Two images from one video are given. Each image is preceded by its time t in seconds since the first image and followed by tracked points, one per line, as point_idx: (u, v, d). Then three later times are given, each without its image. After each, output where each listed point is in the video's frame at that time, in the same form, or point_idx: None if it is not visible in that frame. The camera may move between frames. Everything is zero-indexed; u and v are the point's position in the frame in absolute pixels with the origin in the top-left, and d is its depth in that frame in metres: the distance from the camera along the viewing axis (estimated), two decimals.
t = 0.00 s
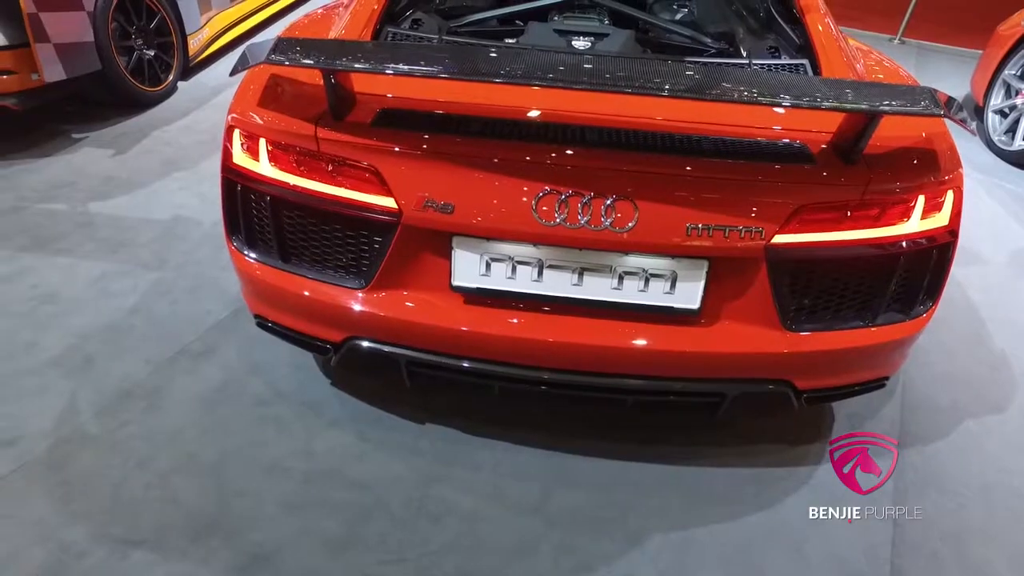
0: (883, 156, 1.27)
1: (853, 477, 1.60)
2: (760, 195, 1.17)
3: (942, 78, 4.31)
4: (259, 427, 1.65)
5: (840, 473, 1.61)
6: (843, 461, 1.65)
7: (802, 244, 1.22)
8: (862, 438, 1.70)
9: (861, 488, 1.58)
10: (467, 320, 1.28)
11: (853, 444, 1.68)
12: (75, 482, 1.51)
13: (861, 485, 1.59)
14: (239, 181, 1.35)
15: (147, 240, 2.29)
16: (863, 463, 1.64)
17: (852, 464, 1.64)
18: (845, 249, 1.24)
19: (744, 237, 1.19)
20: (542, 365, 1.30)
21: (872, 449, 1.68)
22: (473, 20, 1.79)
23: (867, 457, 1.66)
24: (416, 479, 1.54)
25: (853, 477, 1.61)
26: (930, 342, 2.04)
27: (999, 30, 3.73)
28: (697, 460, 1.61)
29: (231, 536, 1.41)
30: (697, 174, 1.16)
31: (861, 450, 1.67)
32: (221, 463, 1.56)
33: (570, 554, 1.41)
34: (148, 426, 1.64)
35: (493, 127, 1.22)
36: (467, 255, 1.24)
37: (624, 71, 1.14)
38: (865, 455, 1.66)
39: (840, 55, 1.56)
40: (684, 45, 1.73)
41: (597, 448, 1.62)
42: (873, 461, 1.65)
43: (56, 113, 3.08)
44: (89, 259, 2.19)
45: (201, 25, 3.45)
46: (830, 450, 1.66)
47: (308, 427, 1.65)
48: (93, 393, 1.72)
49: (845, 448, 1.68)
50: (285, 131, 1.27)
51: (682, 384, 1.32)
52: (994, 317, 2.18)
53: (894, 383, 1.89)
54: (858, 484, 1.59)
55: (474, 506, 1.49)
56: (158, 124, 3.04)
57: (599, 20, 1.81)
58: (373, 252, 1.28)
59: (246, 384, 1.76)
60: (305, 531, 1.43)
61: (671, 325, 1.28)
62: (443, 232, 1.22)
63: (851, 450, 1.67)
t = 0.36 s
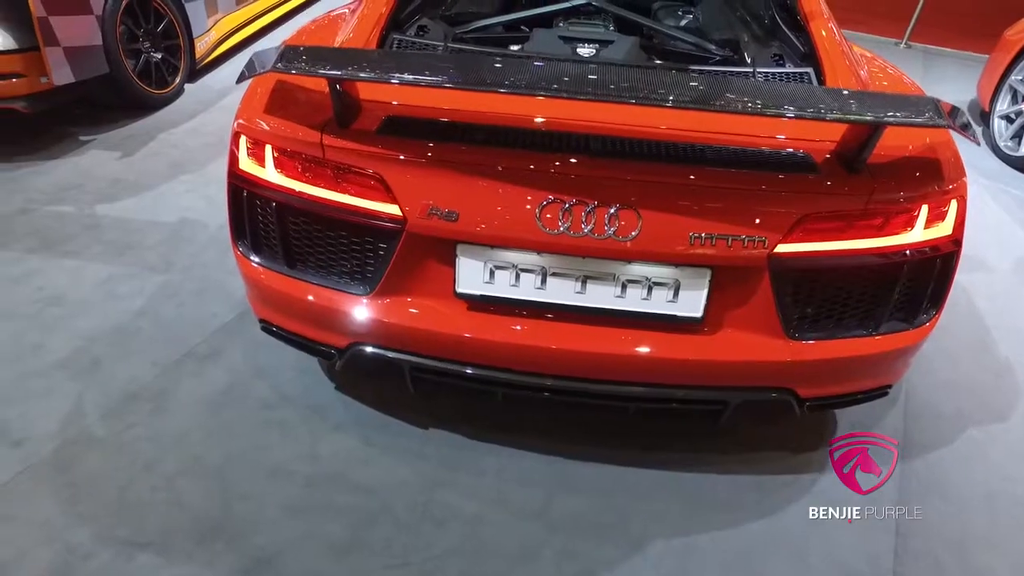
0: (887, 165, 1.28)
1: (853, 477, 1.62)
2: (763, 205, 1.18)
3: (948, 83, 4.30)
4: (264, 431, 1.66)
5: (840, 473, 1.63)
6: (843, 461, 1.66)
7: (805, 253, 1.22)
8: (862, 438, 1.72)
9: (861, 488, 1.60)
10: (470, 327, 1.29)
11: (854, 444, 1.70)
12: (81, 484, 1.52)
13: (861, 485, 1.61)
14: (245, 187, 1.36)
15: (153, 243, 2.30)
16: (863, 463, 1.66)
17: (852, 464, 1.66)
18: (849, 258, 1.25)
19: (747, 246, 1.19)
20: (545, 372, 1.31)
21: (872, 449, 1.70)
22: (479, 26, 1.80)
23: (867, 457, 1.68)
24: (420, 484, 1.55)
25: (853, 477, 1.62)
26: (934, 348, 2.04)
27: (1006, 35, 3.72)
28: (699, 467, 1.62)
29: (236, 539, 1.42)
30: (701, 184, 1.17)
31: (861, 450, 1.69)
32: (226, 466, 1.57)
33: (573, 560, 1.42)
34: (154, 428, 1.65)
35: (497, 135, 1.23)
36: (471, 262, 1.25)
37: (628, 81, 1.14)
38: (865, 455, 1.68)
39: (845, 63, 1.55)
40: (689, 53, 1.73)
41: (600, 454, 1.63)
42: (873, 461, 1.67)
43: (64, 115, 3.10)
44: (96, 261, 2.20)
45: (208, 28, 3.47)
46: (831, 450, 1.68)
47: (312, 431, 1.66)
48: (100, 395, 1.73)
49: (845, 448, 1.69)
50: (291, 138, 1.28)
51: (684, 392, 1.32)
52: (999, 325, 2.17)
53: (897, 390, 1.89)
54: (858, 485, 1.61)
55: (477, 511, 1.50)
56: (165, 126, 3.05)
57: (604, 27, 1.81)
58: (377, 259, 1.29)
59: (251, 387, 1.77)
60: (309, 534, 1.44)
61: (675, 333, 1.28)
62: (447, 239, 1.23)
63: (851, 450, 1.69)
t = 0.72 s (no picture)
0: (889, 175, 1.28)
1: (853, 477, 1.64)
2: (766, 216, 1.18)
3: (950, 87, 4.30)
4: (266, 437, 1.66)
5: (840, 473, 1.65)
6: (843, 461, 1.68)
7: (808, 264, 1.22)
8: (862, 438, 1.74)
9: (861, 488, 1.61)
10: (472, 337, 1.29)
11: (854, 444, 1.72)
12: (83, 491, 1.52)
13: (861, 485, 1.62)
14: (248, 195, 1.37)
15: (156, 247, 2.30)
16: (863, 463, 1.68)
17: (852, 464, 1.67)
18: (851, 268, 1.25)
19: (750, 257, 1.19)
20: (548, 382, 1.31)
21: (872, 448, 1.71)
22: (483, 34, 1.79)
23: (867, 457, 1.69)
24: (421, 491, 1.55)
25: (853, 477, 1.64)
26: (936, 355, 2.04)
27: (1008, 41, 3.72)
28: (700, 475, 1.62)
29: (237, 547, 1.42)
30: (703, 195, 1.17)
31: (861, 450, 1.70)
32: (227, 473, 1.57)
33: (573, 568, 1.41)
34: (156, 435, 1.65)
35: (499, 146, 1.23)
36: (473, 272, 1.25)
37: (630, 93, 1.14)
38: (865, 455, 1.70)
39: (850, 72, 1.54)
40: (692, 59, 1.73)
41: (601, 462, 1.63)
42: (873, 461, 1.68)
43: (67, 119, 3.10)
44: (99, 266, 2.21)
45: (211, 31, 3.47)
46: (831, 451, 1.69)
47: (313, 438, 1.66)
48: (102, 401, 1.74)
49: (845, 448, 1.71)
50: (293, 147, 1.28)
51: (685, 402, 1.32)
52: (1002, 331, 2.17)
53: (900, 398, 1.88)
54: (858, 484, 1.62)
55: (478, 519, 1.50)
56: (167, 130, 3.06)
57: (608, 34, 1.82)
58: (380, 269, 1.29)
59: (253, 393, 1.78)
60: (310, 542, 1.44)
61: (677, 344, 1.28)
62: (449, 249, 1.23)
63: (851, 450, 1.70)
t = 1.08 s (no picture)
0: (892, 193, 1.27)
1: (853, 477, 1.67)
2: (768, 234, 1.17)
3: (950, 98, 4.31)
4: (267, 454, 1.65)
5: (840, 474, 1.67)
6: (844, 461, 1.70)
7: (812, 282, 1.22)
8: (862, 437, 1.76)
9: (861, 488, 1.64)
10: (474, 355, 1.28)
11: (854, 444, 1.74)
12: (83, 508, 1.51)
13: (860, 485, 1.65)
14: (251, 212, 1.36)
15: (157, 260, 2.30)
16: (863, 463, 1.71)
17: (852, 464, 1.70)
18: (855, 287, 1.24)
19: (754, 275, 1.18)
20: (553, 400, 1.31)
21: (872, 448, 1.74)
22: (485, 49, 1.79)
23: (867, 457, 1.72)
24: (423, 508, 1.54)
25: (853, 477, 1.67)
26: (940, 369, 2.03)
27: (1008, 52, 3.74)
28: (704, 491, 1.61)
29: (238, 566, 1.41)
30: (706, 214, 1.17)
31: (861, 450, 1.73)
32: (228, 491, 1.56)
33: None
34: (156, 452, 1.64)
35: (502, 164, 1.23)
36: (476, 291, 1.24)
37: (630, 113, 1.14)
38: (865, 455, 1.73)
39: (854, 89, 1.52)
40: (694, 74, 1.74)
41: (604, 479, 1.62)
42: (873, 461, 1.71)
43: (69, 130, 3.10)
44: (100, 280, 2.20)
45: (213, 43, 3.48)
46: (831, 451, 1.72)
47: (314, 455, 1.65)
48: (102, 417, 1.73)
49: (845, 448, 1.73)
50: (296, 164, 1.28)
51: (689, 420, 1.31)
52: (1005, 345, 2.16)
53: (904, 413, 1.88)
54: (858, 484, 1.66)
55: (480, 537, 1.49)
56: (169, 142, 3.06)
57: (610, 49, 1.82)
58: (383, 286, 1.29)
59: (254, 409, 1.77)
60: (311, 561, 1.43)
61: (682, 362, 1.28)
62: (452, 268, 1.22)
63: (851, 450, 1.73)
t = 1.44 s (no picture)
0: (892, 217, 1.28)
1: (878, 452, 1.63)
2: (770, 259, 1.17)
3: (946, 118, 4.35)
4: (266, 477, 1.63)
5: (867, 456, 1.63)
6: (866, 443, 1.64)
7: (814, 307, 1.22)
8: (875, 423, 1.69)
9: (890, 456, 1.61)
10: (476, 380, 1.28)
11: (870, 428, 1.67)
12: (80, 534, 1.50)
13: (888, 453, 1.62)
14: (252, 235, 1.37)
15: (158, 282, 2.30)
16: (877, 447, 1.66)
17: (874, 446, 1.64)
18: (858, 311, 1.24)
19: (757, 300, 1.18)
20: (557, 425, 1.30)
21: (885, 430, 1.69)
22: (486, 73, 1.81)
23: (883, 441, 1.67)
24: (424, 534, 1.53)
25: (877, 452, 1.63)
26: (943, 391, 2.03)
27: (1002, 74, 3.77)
28: (707, 515, 1.60)
29: None
30: (707, 239, 1.17)
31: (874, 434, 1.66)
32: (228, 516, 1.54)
33: None
34: (155, 476, 1.63)
35: (502, 190, 1.23)
36: (478, 315, 1.24)
37: (629, 140, 1.15)
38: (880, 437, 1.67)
39: (854, 112, 1.52)
40: (694, 98, 1.75)
41: (607, 504, 1.61)
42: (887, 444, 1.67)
43: (70, 151, 3.11)
44: (100, 301, 2.20)
45: (214, 65, 3.51)
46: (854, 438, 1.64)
47: (315, 479, 1.64)
48: (101, 441, 1.72)
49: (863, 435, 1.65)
50: (297, 189, 1.28)
51: (693, 445, 1.31)
52: (1008, 366, 2.16)
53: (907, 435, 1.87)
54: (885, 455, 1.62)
55: (482, 562, 1.47)
56: (170, 163, 3.07)
57: (610, 72, 1.84)
58: (385, 311, 1.28)
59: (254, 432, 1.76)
60: None
61: (685, 386, 1.27)
62: (454, 293, 1.22)
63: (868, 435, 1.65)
